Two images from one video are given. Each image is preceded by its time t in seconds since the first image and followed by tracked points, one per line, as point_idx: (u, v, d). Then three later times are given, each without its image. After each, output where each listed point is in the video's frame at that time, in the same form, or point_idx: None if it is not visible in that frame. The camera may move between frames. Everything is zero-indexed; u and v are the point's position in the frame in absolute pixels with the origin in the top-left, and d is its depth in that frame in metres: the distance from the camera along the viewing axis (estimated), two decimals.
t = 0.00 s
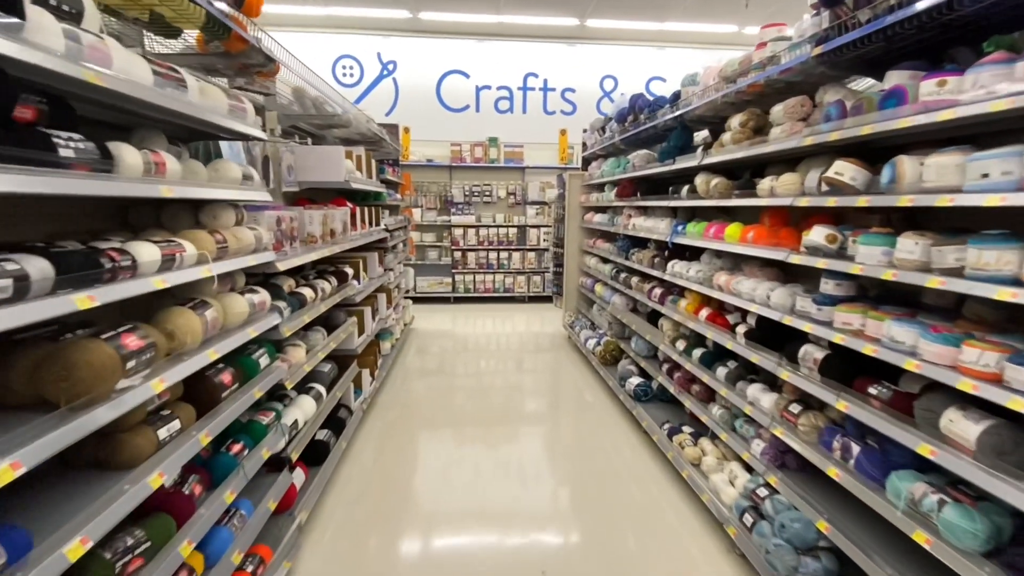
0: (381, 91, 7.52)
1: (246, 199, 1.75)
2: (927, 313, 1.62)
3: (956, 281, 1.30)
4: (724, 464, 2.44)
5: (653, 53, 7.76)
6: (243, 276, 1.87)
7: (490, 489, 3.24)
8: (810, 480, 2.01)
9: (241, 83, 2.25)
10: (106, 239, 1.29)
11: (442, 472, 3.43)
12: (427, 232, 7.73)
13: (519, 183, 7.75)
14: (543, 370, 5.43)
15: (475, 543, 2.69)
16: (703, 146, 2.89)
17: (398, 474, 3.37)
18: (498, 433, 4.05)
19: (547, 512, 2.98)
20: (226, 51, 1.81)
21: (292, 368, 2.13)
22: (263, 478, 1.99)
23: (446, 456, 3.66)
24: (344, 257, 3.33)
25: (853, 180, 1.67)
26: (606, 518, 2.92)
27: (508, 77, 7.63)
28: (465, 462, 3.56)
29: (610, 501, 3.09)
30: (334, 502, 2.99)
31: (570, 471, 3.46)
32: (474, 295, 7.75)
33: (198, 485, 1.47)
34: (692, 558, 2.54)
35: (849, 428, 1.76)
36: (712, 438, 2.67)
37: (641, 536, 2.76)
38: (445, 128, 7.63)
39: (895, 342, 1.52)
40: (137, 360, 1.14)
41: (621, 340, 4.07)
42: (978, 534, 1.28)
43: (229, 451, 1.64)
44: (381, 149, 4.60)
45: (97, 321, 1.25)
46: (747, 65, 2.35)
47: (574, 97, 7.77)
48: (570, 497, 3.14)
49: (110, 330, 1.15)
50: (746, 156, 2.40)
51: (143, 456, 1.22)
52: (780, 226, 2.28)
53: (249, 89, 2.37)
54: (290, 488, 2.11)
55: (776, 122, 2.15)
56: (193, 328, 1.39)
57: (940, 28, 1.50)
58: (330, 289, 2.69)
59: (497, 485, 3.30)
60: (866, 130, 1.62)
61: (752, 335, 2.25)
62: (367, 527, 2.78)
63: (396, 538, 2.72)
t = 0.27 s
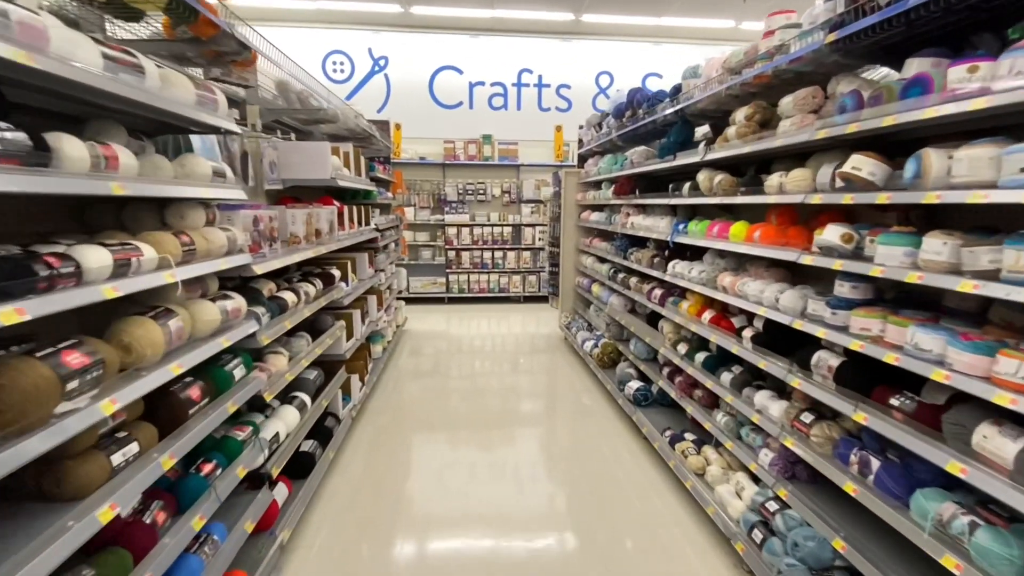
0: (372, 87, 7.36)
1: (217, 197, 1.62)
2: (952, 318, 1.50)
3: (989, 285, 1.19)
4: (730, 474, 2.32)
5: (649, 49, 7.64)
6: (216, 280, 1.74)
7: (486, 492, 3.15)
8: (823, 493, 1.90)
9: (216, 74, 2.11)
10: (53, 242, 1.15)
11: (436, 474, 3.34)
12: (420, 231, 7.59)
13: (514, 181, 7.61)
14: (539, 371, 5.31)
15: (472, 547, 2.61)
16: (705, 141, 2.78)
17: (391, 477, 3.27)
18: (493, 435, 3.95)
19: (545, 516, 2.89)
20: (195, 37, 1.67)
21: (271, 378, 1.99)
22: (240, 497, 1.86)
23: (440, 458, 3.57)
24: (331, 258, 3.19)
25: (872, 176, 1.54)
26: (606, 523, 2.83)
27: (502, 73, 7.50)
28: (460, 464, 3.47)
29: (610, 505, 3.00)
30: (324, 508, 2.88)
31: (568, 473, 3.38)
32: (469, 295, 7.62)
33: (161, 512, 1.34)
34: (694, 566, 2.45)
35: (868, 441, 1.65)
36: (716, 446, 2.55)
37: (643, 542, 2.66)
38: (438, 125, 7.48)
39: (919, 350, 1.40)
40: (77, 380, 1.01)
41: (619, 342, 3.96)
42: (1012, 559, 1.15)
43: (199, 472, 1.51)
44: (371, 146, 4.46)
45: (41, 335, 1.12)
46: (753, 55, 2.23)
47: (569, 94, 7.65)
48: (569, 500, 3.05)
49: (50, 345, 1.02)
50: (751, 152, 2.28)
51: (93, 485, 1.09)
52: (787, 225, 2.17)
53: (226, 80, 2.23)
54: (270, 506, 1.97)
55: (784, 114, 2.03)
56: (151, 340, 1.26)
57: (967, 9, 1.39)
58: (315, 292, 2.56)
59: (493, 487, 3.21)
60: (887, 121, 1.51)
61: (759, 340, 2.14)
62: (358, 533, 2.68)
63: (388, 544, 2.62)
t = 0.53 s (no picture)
0: (362, 82, 7.20)
1: (187, 193, 1.48)
2: (981, 321, 1.40)
3: None
4: (737, 483, 2.22)
5: (644, 45, 7.53)
6: (189, 283, 1.60)
7: (482, 495, 3.06)
8: (837, 505, 1.80)
9: (190, 61, 1.97)
10: None
11: (430, 477, 3.24)
12: (412, 230, 7.45)
13: (507, 179, 7.48)
14: (534, 372, 5.20)
15: (468, 552, 2.52)
16: (708, 135, 2.67)
17: (383, 481, 3.16)
18: (488, 437, 3.85)
19: (544, 521, 2.80)
20: (162, 17, 1.53)
21: (250, 387, 1.85)
22: (216, 516, 1.72)
23: (434, 461, 3.47)
24: (318, 258, 3.05)
25: (896, 168, 1.45)
26: (607, 528, 2.74)
27: (495, 68, 7.36)
28: (454, 467, 3.37)
29: (610, 509, 2.91)
30: (313, 516, 2.76)
31: (565, 475, 3.29)
32: (462, 295, 7.49)
33: (122, 542, 1.20)
34: None
35: (889, 452, 1.55)
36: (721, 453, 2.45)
37: (645, 547, 2.57)
38: (430, 121, 7.33)
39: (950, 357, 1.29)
40: (10, 401, 0.87)
41: (617, 343, 3.85)
42: None
43: (167, 495, 1.37)
44: (360, 142, 4.31)
45: None
46: (761, 44, 2.12)
47: (563, 90, 7.53)
48: (567, 505, 2.95)
49: None
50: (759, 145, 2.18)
51: (35, 520, 0.96)
52: (797, 223, 2.07)
53: (202, 69, 2.08)
54: (250, 525, 1.84)
55: (795, 105, 1.92)
56: (108, 353, 1.13)
57: None
58: (300, 294, 2.42)
59: (488, 490, 3.13)
60: (913, 109, 1.40)
61: (769, 343, 2.03)
62: (349, 539, 2.59)
63: (381, 551, 2.53)
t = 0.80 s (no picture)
0: (349, 76, 7.00)
1: (148, 185, 1.32)
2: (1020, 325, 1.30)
3: None
4: (746, 494, 2.11)
5: (637, 39, 7.41)
6: (153, 286, 1.44)
7: (476, 497, 2.97)
8: (856, 520, 1.70)
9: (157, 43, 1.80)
10: None
11: (422, 481, 3.14)
12: (402, 228, 7.28)
13: (498, 175, 7.33)
14: (527, 374, 5.06)
15: (462, 557, 2.44)
16: (711, 129, 2.55)
17: (373, 487, 3.05)
18: (481, 438, 3.75)
19: (542, 525, 2.70)
20: None
21: (225, 399, 1.70)
22: (187, 542, 1.57)
23: (425, 464, 3.36)
24: (301, 257, 2.89)
25: (927, 160, 1.34)
26: (607, 533, 2.64)
27: (485, 63, 7.20)
28: (446, 469, 3.27)
29: (609, 512, 2.82)
30: (299, 525, 2.63)
31: (561, 477, 3.20)
32: (452, 294, 7.34)
33: None
34: None
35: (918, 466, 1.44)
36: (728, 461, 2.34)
37: (648, 551, 2.48)
38: (419, 116, 7.16)
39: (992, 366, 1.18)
40: None
41: (614, 344, 3.73)
42: None
43: (127, 526, 1.22)
44: (346, 136, 4.15)
45: None
46: (771, 30, 2.00)
47: (554, 85, 7.39)
48: (566, 509, 2.85)
49: None
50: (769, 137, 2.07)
51: None
52: (809, 221, 1.97)
53: (171, 52, 1.91)
54: (226, 548, 1.69)
55: (810, 94, 1.81)
56: (52, 369, 0.98)
57: None
58: (281, 296, 2.27)
59: (482, 493, 3.03)
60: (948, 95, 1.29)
61: (781, 347, 1.92)
62: (338, 545, 2.50)
63: (372, 558, 2.43)
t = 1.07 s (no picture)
0: (334, 69, 6.79)
1: (99, 181, 1.16)
2: None
3: None
4: (755, 508, 2.00)
5: (629, 35, 7.29)
6: (108, 295, 1.28)
7: (467, 502, 2.88)
8: (876, 539, 1.60)
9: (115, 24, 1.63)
10: None
11: (411, 485, 3.04)
12: (389, 225, 7.10)
13: (488, 172, 7.17)
14: (519, 374, 4.92)
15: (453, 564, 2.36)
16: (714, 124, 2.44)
17: (360, 493, 2.94)
18: (472, 440, 3.66)
19: (537, 531, 2.61)
20: None
21: (194, 417, 1.55)
22: None
23: (414, 467, 3.26)
24: (282, 258, 2.72)
25: (964, 156, 1.23)
26: (605, 537, 2.55)
27: (474, 57, 7.04)
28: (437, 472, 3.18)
29: (606, 515, 2.74)
30: (284, 535, 2.52)
31: (554, 478, 3.11)
32: (441, 294, 7.19)
33: None
34: None
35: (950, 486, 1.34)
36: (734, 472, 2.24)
37: (647, 556, 2.40)
38: (406, 111, 6.98)
39: None
40: None
41: (609, 347, 3.62)
42: None
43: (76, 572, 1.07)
44: (330, 131, 3.97)
45: None
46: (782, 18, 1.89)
47: (545, 80, 7.26)
48: (561, 513, 2.76)
49: None
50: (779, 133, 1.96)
51: None
52: (822, 221, 1.86)
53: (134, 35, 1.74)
54: None
55: (826, 86, 1.70)
56: None
57: None
58: (259, 301, 2.11)
59: (474, 497, 2.95)
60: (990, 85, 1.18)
61: (794, 354, 1.82)
62: (324, 554, 2.40)
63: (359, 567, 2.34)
